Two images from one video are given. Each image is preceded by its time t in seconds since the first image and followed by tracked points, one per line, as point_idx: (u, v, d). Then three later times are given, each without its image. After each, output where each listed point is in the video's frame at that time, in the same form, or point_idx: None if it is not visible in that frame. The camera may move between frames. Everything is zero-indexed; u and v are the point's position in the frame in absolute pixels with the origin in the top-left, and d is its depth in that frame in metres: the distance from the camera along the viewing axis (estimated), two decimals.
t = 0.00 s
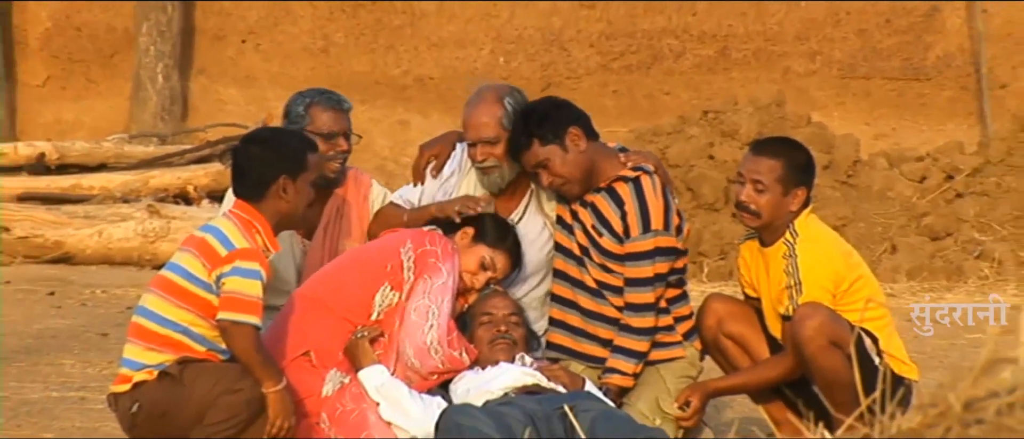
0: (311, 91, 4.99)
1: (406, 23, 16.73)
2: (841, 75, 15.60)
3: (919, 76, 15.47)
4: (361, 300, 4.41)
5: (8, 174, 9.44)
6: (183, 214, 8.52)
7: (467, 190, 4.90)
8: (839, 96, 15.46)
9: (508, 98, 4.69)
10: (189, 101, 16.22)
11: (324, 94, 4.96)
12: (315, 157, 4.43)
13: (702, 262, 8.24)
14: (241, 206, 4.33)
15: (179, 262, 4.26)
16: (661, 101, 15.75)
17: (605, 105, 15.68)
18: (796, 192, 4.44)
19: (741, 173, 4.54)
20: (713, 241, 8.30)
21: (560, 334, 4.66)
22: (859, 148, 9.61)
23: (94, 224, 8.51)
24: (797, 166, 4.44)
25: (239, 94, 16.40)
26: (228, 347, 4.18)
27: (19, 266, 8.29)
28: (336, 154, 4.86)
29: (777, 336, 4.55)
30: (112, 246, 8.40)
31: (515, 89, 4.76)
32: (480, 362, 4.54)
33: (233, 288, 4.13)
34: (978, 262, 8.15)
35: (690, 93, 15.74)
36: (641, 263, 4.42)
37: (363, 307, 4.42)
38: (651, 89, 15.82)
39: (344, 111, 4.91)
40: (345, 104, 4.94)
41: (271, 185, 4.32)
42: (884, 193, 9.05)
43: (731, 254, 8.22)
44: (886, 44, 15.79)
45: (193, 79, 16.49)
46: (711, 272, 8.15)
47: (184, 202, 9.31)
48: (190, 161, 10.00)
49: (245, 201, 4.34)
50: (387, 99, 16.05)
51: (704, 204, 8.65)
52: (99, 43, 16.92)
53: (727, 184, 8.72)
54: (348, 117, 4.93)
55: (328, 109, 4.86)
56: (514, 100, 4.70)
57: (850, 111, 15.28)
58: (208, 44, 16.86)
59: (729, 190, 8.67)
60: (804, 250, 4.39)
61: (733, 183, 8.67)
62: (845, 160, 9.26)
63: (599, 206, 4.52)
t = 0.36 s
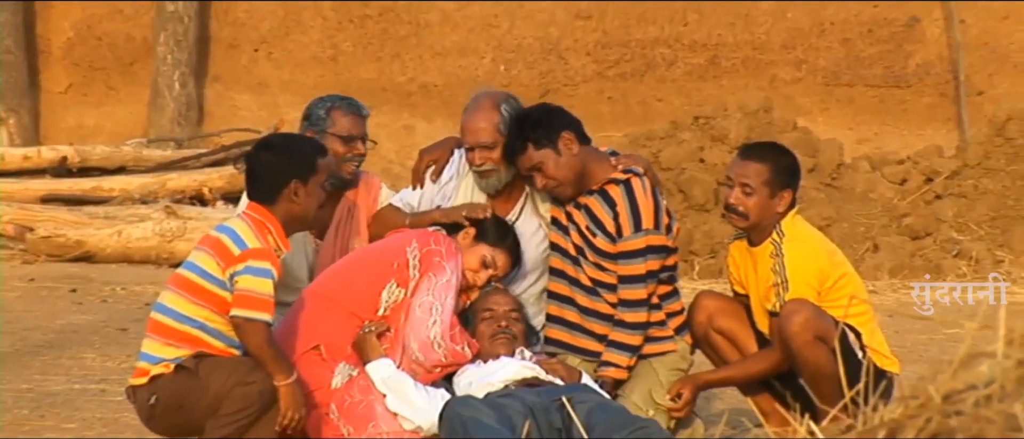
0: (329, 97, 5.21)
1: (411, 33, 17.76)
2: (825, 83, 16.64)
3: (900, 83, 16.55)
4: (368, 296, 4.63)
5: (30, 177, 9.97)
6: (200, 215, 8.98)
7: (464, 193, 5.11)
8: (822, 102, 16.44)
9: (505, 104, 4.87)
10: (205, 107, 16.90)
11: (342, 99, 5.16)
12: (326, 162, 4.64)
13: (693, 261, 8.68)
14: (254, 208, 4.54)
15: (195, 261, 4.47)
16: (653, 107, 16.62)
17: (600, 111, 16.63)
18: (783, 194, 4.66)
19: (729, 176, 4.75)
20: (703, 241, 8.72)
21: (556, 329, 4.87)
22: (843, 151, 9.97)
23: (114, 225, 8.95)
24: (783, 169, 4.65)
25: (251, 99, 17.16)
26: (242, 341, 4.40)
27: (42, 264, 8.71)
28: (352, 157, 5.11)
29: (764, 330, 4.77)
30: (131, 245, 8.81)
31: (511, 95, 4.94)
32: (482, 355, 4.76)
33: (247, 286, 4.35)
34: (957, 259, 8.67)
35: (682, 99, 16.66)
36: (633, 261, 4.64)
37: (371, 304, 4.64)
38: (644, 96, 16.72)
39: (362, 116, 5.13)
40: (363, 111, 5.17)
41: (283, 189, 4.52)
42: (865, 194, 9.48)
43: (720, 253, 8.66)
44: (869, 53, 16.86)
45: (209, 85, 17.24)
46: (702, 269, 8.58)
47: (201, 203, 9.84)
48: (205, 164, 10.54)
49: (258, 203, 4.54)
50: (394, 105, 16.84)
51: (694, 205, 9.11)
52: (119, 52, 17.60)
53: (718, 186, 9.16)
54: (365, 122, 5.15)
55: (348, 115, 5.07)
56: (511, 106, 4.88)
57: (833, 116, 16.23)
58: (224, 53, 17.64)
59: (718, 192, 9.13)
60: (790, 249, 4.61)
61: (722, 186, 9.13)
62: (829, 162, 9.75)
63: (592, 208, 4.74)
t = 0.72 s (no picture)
0: (335, 102, 5.45)
1: (414, 42, 18.35)
2: (810, 89, 17.46)
3: (881, 90, 17.37)
4: (374, 294, 4.85)
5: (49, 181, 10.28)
6: (213, 216, 9.34)
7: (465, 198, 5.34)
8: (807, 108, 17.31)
9: (500, 114, 5.06)
10: (218, 113, 17.47)
11: (346, 103, 5.41)
12: (331, 162, 4.84)
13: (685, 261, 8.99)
14: (264, 205, 4.74)
15: (209, 258, 4.69)
16: (646, 113, 17.46)
17: (595, 117, 17.42)
18: (768, 197, 4.88)
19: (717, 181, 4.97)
20: (694, 241, 9.12)
21: (552, 326, 5.07)
22: (826, 155, 10.65)
23: (132, 226, 9.32)
24: (767, 172, 4.86)
25: (261, 105, 17.78)
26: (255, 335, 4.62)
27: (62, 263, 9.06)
28: (353, 157, 5.30)
29: (751, 326, 5.01)
30: (148, 245, 9.16)
31: (503, 104, 5.14)
32: (481, 350, 4.98)
33: (262, 279, 4.57)
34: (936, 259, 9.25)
35: (672, 105, 17.46)
36: (623, 260, 4.85)
37: (377, 301, 4.86)
38: (639, 102, 17.54)
39: (364, 119, 5.36)
40: (365, 113, 5.39)
41: (290, 188, 4.73)
42: (848, 195, 10.10)
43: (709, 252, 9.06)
44: (851, 62, 17.69)
45: (222, 92, 17.89)
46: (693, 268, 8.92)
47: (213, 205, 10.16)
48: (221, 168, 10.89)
49: (268, 201, 4.74)
50: (398, 111, 17.50)
51: (685, 207, 9.63)
52: (136, 60, 18.41)
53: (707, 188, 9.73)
54: (369, 125, 5.38)
55: (349, 117, 5.31)
56: (506, 114, 5.08)
57: (818, 122, 17.07)
58: (235, 61, 18.30)
59: (707, 196, 9.70)
60: (776, 248, 4.83)
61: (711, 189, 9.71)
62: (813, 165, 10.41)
63: (584, 210, 4.95)
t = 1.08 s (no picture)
0: (342, 106, 5.69)
1: (418, 51, 18.66)
2: (798, 95, 17.77)
3: (865, 96, 17.69)
4: (386, 289, 5.08)
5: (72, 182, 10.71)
6: (227, 217, 9.70)
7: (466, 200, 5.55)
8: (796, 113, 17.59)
9: (497, 122, 5.23)
10: (232, 117, 17.66)
11: (350, 107, 5.66)
12: (338, 165, 5.05)
13: (677, 259, 9.53)
14: (276, 208, 4.96)
15: (224, 257, 4.91)
16: (641, 117, 17.65)
17: (591, 123, 17.54)
18: (756, 198, 5.10)
19: (706, 185, 5.18)
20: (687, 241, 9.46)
21: (550, 323, 5.32)
22: (813, 159, 10.80)
23: (149, 226, 9.61)
24: (754, 174, 5.08)
25: (272, 110, 17.98)
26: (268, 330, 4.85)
27: (83, 261, 9.32)
28: (356, 155, 5.53)
29: (740, 321, 5.25)
30: (164, 244, 9.46)
31: (500, 112, 5.31)
32: (486, 344, 5.23)
33: (272, 279, 4.80)
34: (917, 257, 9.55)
35: (666, 110, 17.71)
36: (617, 260, 5.09)
37: (388, 296, 5.09)
38: (635, 108, 17.78)
39: (367, 120, 5.60)
40: (369, 115, 5.63)
41: (301, 190, 4.94)
42: (833, 197, 10.35)
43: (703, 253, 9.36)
44: (837, 68, 18.02)
45: (235, 98, 18.07)
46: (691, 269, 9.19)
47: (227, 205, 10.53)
48: (236, 170, 11.21)
49: (279, 204, 4.96)
50: (402, 117, 17.67)
51: (678, 207, 10.00)
52: (155, 68, 18.66)
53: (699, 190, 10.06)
54: (372, 126, 5.62)
55: (353, 118, 5.55)
56: (503, 122, 5.25)
57: (805, 128, 17.28)
58: (248, 69, 18.55)
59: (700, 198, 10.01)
60: (765, 247, 5.06)
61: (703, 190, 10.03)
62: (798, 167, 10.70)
63: (580, 211, 5.16)
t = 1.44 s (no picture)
0: (354, 109, 5.87)
1: (422, 57, 18.85)
2: (788, 100, 18.02)
3: (852, 101, 18.00)
4: (389, 286, 5.28)
5: (87, 183, 11.00)
6: (238, 217, 9.95)
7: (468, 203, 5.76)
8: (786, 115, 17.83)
9: (498, 127, 5.43)
10: (243, 121, 17.85)
11: (362, 109, 5.83)
12: (344, 167, 5.24)
13: (671, 258, 9.84)
14: (286, 209, 5.16)
15: (236, 255, 5.12)
16: (635, 121, 17.85)
17: (588, 126, 17.79)
18: (741, 197, 5.30)
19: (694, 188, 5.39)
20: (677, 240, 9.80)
21: (548, 319, 5.54)
22: (800, 161, 11.05)
23: (162, 225, 9.87)
24: (738, 174, 5.30)
25: (283, 116, 18.09)
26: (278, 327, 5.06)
27: (99, 260, 9.61)
28: (367, 158, 5.73)
29: (731, 317, 5.46)
30: (178, 242, 9.73)
31: (501, 117, 5.51)
32: (486, 339, 5.43)
33: (283, 277, 5.00)
34: (900, 256, 9.75)
35: (658, 114, 17.94)
36: (614, 260, 5.29)
37: (391, 292, 5.29)
38: (629, 112, 17.97)
39: (378, 124, 5.77)
40: (380, 119, 5.81)
41: (308, 191, 5.13)
42: (821, 198, 10.62)
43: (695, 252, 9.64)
44: (824, 74, 18.31)
45: (246, 102, 18.27)
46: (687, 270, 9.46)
47: (237, 205, 10.83)
48: (246, 171, 11.39)
49: (288, 205, 5.16)
50: (406, 120, 17.88)
51: (671, 208, 10.30)
52: (168, 73, 18.85)
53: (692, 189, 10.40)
54: (382, 129, 5.80)
55: (365, 121, 5.72)
56: (504, 127, 5.45)
57: (794, 132, 17.48)
58: (258, 75, 18.71)
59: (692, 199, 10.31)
60: (754, 244, 5.28)
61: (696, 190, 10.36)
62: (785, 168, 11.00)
63: (577, 212, 5.37)
